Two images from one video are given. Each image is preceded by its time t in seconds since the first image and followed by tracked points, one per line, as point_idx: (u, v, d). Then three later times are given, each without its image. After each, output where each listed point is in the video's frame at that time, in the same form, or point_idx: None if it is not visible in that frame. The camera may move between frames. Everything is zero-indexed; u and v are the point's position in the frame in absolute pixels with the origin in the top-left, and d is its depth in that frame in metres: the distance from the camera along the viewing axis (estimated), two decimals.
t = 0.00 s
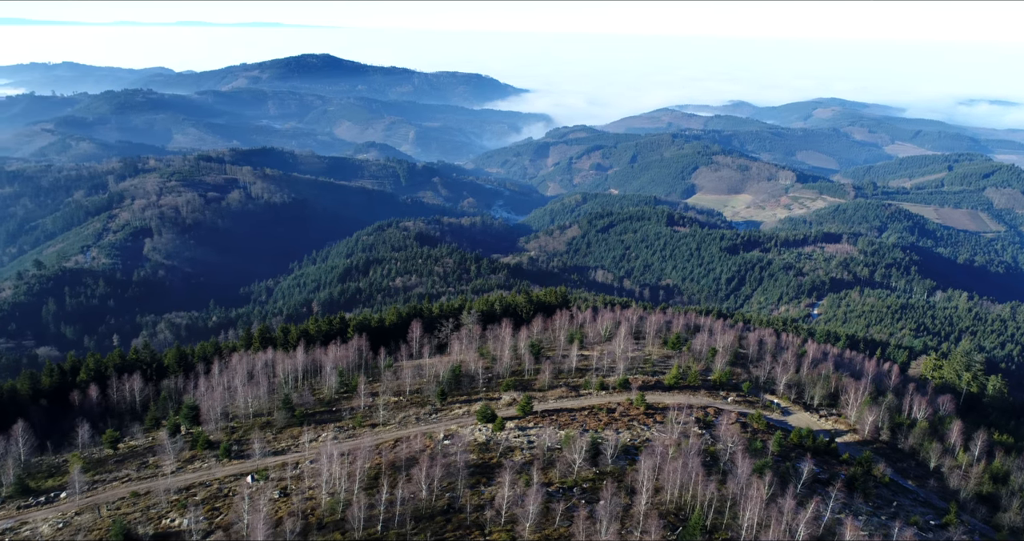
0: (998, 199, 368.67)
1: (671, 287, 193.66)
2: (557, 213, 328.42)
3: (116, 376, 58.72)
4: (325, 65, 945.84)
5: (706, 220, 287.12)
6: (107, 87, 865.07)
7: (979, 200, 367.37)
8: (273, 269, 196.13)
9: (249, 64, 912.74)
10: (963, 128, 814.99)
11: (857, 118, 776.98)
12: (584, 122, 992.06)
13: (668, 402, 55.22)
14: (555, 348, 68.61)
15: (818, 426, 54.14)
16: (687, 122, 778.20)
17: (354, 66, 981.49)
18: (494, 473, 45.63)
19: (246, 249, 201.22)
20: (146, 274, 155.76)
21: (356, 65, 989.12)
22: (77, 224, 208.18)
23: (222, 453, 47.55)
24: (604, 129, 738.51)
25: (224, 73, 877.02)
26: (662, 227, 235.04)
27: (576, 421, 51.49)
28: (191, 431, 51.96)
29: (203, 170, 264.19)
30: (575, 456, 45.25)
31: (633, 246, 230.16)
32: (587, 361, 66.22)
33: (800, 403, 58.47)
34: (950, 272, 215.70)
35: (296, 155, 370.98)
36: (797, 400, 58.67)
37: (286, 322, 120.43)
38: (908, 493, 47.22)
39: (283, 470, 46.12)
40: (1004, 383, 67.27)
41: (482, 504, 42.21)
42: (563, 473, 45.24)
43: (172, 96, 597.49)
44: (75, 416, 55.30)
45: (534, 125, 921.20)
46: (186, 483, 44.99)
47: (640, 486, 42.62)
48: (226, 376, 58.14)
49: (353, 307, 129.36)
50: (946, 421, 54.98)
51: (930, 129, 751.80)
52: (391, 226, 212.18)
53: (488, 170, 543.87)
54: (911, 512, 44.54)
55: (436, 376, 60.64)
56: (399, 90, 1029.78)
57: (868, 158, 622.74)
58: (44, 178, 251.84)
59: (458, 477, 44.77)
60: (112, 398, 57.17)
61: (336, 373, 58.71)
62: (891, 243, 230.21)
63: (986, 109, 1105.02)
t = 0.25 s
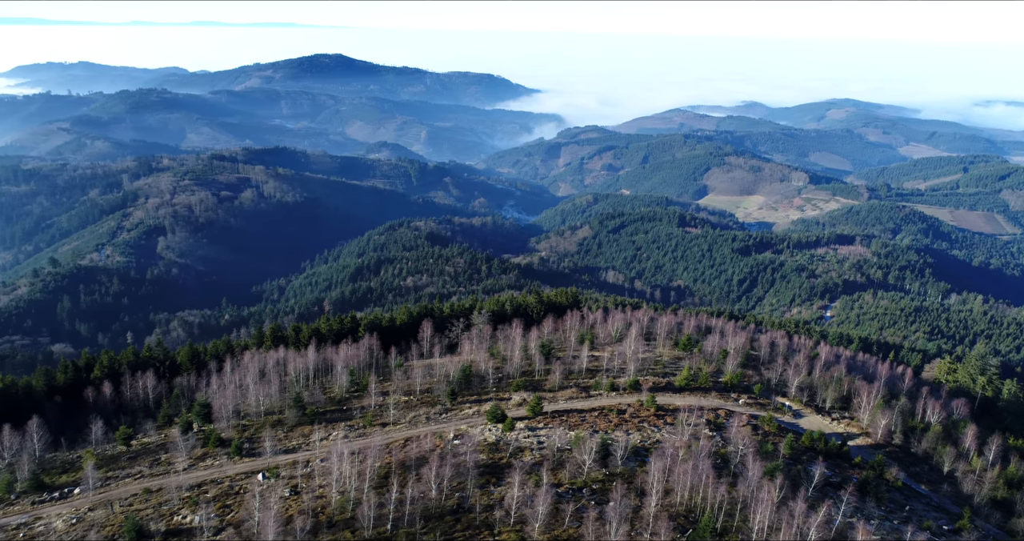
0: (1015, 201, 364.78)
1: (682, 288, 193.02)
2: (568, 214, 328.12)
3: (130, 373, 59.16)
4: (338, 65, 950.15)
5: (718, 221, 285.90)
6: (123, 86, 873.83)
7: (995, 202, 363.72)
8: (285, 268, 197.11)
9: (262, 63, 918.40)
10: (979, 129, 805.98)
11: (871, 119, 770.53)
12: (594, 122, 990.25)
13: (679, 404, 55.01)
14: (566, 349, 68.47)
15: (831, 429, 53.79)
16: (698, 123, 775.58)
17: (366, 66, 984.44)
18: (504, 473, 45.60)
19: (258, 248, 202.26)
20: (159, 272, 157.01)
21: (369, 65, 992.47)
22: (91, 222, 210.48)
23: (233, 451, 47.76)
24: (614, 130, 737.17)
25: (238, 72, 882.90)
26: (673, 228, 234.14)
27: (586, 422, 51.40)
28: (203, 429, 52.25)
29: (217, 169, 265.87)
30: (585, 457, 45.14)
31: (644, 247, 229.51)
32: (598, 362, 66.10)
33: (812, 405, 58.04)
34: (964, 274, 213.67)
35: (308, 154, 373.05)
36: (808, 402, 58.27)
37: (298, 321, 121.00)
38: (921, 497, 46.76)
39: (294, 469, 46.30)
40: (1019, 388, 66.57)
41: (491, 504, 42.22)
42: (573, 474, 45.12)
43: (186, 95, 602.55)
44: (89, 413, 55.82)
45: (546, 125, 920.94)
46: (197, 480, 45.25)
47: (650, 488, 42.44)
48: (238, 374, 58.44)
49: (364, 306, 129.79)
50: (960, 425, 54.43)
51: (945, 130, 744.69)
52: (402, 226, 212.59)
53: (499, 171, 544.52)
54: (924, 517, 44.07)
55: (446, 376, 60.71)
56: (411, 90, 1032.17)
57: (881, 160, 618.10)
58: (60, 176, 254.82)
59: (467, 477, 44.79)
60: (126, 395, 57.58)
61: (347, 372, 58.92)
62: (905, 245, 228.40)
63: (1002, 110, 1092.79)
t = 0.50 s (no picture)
0: None
1: (694, 289, 192.41)
2: (579, 214, 327.75)
3: (143, 371, 59.62)
4: (351, 65, 954.46)
5: (730, 222, 284.75)
6: (138, 86, 882.74)
7: (1011, 204, 359.65)
8: (297, 266, 198.05)
9: (276, 63, 924.42)
10: (995, 131, 797.01)
11: (885, 120, 763.95)
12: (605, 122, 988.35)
13: (689, 405, 54.73)
14: (576, 350, 68.31)
15: (843, 432, 53.37)
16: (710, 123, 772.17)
17: (378, 66, 987.40)
18: (514, 473, 45.56)
19: (271, 247, 203.38)
20: (172, 270, 158.22)
21: (381, 65, 995.77)
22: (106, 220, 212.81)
23: (244, 448, 48.02)
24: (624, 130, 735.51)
25: (252, 72, 888.91)
26: (685, 229, 233.26)
27: (596, 423, 51.25)
28: (215, 426, 52.59)
29: (230, 168, 267.57)
30: (595, 458, 45.03)
31: (656, 248, 228.82)
32: (608, 363, 65.95)
33: (824, 408, 57.63)
34: (980, 277, 211.65)
35: (320, 153, 374.94)
36: (821, 405, 57.83)
37: (309, 320, 121.59)
38: (935, 501, 46.27)
39: (305, 467, 46.48)
40: None
41: (501, 505, 42.20)
42: (583, 475, 45.03)
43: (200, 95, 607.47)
44: (103, 410, 56.34)
45: (557, 125, 920.95)
46: (209, 477, 45.53)
47: (659, 489, 42.26)
48: (250, 373, 58.72)
49: (375, 305, 130.15)
50: (975, 429, 53.83)
51: (961, 131, 737.34)
52: (413, 226, 213.02)
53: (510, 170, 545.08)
54: (937, 522, 43.60)
55: (457, 376, 60.76)
56: (423, 90, 1034.86)
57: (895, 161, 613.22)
58: (76, 174, 257.93)
59: (477, 477, 44.79)
60: (139, 392, 57.99)
61: (357, 371, 59.06)
62: (920, 247, 226.55)
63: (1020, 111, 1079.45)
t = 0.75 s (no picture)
0: None
1: (705, 290, 191.80)
2: (590, 215, 327.41)
3: (156, 368, 60.06)
4: (363, 65, 958.08)
5: (742, 223, 283.73)
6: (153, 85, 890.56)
7: None
8: (309, 265, 198.88)
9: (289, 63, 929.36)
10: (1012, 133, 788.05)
11: (899, 121, 757.52)
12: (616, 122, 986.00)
13: (700, 407, 54.46)
14: (587, 350, 68.16)
15: (855, 436, 52.94)
16: (723, 123, 768.92)
17: (390, 66, 990.10)
18: (523, 473, 45.52)
19: (284, 246, 204.43)
20: (186, 269, 159.43)
21: (392, 65, 998.44)
22: (120, 219, 214.99)
23: (255, 446, 48.23)
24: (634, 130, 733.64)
25: (265, 72, 894.46)
26: (697, 230, 232.53)
27: (606, 424, 51.15)
28: (226, 424, 52.82)
29: (243, 168, 269.28)
30: (605, 459, 44.93)
31: (667, 249, 228.14)
32: (618, 364, 65.80)
33: (835, 411, 57.22)
34: (996, 280, 209.76)
35: (332, 152, 376.56)
36: (833, 408, 57.36)
37: (321, 319, 122.13)
38: (948, 506, 45.75)
39: (315, 465, 46.68)
40: None
41: (510, 505, 42.19)
42: (593, 476, 44.94)
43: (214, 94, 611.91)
44: (116, 407, 56.82)
45: (569, 126, 920.81)
46: (221, 475, 45.80)
47: (670, 491, 42.08)
48: (261, 371, 59.02)
49: (386, 305, 130.49)
50: (989, 434, 53.26)
51: (976, 133, 729.95)
52: (425, 226, 213.60)
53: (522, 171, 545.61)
54: (951, 527, 43.14)
55: (467, 375, 60.79)
56: (436, 90, 1036.43)
57: (910, 163, 608.30)
58: (91, 173, 260.65)
59: (487, 477, 44.80)
60: (152, 389, 58.42)
61: (368, 370, 59.25)
62: (934, 249, 224.90)
63: None
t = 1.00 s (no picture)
0: None
1: (716, 291, 191.09)
2: (602, 215, 327.09)
3: (169, 365, 60.50)
4: (376, 65, 961.70)
5: (754, 224, 282.38)
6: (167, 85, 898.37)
7: None
8: (320, 264, 199.79)
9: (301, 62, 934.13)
10: None
11: (914, 122, 750.64)
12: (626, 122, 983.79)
13: (711, 409, 54.24)
14: (597, 351, 68.07)
15: (868, 439, 52.49)
16: (736, 124, 765.56)
17: (403, 66, 992.36)
18: (533, 474, 45.49)
19: (296, 245, 205.51)
20: (198, 267, 160.50)
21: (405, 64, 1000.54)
22: (134, 217, 217.07)
23: (267, 444, 48.47)
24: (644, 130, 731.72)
25: (279, 72, 899.82)
26: (708, 231, 231.78)
27: (617, 425, 51.03)
28: (238, 422, 53.12)
29: (256, 167, 270.98)
30: (615, 460, 44.80)
31: (678, 249, 227.36)
32: (629, 364, 65.63)
33: (848, 414, 56.81)
34: (1012, 283, 207.76)
35: (344, 152, 378.01)
36: (845, 411, 56.98)
37: (332, 317, 122.61)
38: (962, 511, 45.35)
39: (326, 463, 46.83)
40: None
41: (520, 505, 42.16)
42: (602, 477, 44.83)
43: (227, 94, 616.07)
44: (129, 404, 57.29)
45: (580, 125, 920.25)
46: (232, 472, 46.02)
47: (680, 493, 41.92)
48: (273, 369, 59.29)
49: (397, 304, 130.89)
50: (1004, 438, 52.72)
51: (991, 134, 722.23)
52: (436, 226, 214.03)
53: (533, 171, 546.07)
54: (964, 531, 42.77)
55: (477, 375, 60.84)
56: (447, 90, 1037.58)
57: (924, 164, 603.49)
58: (106, 171, 263.23)
59: (497, 477, 44.79)
60: (165, 387, 58.88)
61: (379, 369, 59.41)
62: (948, 251, 223.23)
63: None
